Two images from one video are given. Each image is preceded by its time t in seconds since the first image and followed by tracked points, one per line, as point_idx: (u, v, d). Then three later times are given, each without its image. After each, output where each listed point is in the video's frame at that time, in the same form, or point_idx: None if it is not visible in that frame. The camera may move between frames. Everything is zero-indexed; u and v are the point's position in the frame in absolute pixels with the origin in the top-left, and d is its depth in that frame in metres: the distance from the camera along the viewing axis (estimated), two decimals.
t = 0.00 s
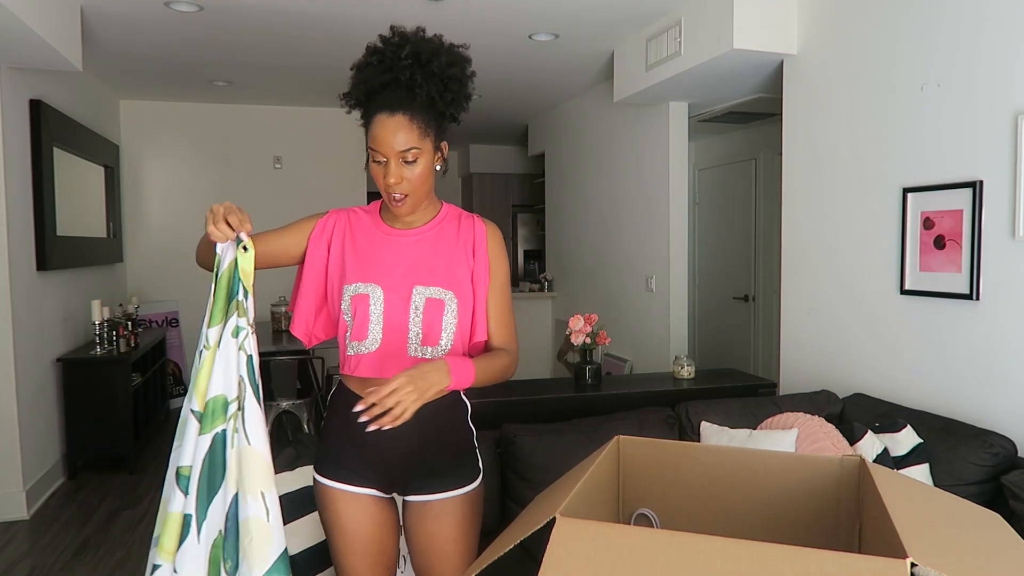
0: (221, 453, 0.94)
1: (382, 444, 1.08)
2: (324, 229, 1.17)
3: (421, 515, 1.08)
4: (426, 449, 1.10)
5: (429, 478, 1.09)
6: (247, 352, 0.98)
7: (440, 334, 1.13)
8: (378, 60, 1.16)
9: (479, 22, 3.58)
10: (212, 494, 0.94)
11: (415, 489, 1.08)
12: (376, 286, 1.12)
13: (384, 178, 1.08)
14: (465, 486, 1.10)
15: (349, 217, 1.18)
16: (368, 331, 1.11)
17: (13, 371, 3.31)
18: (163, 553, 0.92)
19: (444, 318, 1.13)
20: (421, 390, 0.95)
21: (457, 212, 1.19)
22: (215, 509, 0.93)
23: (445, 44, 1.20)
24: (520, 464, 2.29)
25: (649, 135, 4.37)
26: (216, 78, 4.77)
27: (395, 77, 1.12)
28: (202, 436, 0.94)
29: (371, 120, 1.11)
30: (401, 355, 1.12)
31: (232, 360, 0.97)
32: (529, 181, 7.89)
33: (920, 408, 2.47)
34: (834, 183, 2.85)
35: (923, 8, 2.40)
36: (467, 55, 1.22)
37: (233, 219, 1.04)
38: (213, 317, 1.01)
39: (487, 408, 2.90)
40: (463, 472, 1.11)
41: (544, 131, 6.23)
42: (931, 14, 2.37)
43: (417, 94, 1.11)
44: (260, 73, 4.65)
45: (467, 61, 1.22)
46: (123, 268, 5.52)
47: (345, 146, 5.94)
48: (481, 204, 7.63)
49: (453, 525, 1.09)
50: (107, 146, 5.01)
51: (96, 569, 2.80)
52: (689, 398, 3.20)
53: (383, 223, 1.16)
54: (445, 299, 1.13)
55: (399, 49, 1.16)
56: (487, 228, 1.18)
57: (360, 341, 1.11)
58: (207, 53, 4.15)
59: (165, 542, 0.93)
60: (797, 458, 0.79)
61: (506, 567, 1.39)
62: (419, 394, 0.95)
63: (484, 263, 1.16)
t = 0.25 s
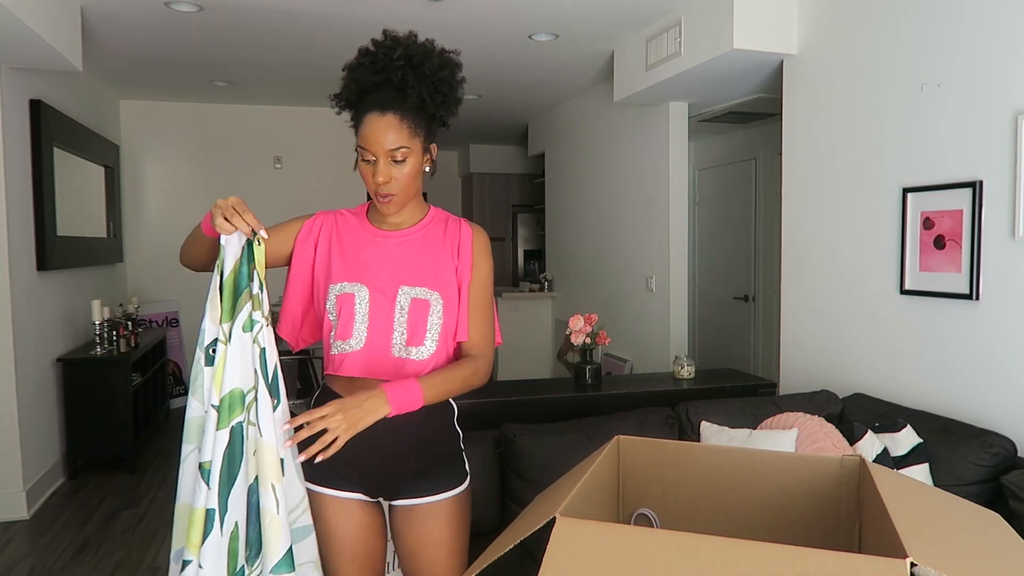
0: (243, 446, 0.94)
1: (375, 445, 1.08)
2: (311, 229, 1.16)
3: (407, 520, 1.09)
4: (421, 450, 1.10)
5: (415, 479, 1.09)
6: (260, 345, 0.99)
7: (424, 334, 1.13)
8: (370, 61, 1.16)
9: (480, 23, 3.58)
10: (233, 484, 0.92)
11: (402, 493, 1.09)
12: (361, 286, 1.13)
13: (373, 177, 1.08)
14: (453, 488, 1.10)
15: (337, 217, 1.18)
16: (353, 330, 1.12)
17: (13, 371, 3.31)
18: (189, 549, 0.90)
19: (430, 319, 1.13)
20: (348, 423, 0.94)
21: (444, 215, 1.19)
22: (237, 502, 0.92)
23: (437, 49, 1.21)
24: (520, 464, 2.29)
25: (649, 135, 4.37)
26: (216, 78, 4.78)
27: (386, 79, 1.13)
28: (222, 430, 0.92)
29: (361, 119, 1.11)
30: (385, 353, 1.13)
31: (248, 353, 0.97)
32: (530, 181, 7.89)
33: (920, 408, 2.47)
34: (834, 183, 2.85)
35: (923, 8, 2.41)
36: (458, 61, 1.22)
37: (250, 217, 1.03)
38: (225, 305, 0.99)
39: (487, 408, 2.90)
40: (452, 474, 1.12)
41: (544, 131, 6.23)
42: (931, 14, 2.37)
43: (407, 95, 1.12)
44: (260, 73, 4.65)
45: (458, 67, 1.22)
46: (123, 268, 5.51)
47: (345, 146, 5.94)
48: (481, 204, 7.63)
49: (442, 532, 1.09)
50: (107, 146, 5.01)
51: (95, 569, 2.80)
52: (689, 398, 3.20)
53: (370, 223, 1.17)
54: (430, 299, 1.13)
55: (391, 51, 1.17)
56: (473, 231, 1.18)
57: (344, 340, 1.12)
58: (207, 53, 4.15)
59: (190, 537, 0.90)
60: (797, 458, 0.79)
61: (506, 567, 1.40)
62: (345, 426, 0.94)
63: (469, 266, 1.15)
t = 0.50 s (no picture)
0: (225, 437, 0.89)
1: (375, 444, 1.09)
2: (293, 232, 1.17)
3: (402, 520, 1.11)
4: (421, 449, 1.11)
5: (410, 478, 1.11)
6: (241, 327, 0.94)
7: (412, 336, 1.13)
8: (356, 61, 1.16)
9: (480, 23, 3.58)
10: (215, 479, 0.88)
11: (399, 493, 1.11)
12: (347, 288, 1.13)
13: (357, 179, 1.07)
14: (444, 484, 1.13)
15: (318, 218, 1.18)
16: (339, 332, 1.12)
17: (13, 371, 3.31)
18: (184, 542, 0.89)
19: (417, 320, 1.14)
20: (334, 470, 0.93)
21: (428, 215, 1.20)
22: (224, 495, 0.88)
23: (423, 49, 1.21)
24: (520, 465, 2.29)
25: (649, 135, 4.37)
26: (216, 78, 4.77)
27: (373, 79, 1.13)
28: (198, 422, 0.89)
29: (346, 119, 1.10)
30: (372, 355, 1.13)
31: (220, 340, 0.92)
32: (530, 181, 7.89)
33: (920, 408, 2.46)
34: (834, 183, 2.84)
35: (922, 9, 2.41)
36: (445, 62, 1.23)
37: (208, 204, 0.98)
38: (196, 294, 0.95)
39: (487, 408, 2.90)
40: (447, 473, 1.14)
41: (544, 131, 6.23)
42: (931, 14, 2.37)
43: (393, 96, 1.12)
44: (260, 73, 4.65)
45: (445, 68, 1.23)
46: (123, 268, 5.51)
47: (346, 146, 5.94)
48: (481, 204, 7.63)
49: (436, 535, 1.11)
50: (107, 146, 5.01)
51: (95, 570, 2.80)
52: (689, 398, 3.20)
53: (353, 224, 1.17)
54: (417, 301, 1.14)
55: (378, 51, 1.17)
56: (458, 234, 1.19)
57: (331, 342, 1.12)
58: (207, 53, 4.15)
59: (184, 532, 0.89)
60: (797, 458, 0.79)
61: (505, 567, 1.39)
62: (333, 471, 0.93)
63: (455, 265, 1.17)
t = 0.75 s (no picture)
0: (170, 433, 0.93)
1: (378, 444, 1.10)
2: (289, 234, 1.18)
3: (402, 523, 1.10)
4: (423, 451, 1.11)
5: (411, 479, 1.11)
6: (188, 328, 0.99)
7: (410, 335, 1.13)
8: (349, 58, 1.17)
9: (480, 23, 3.58)
10: (163, 479, 0.91)
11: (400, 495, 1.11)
12: (344, 288, 1.13)
13: (353, 178, 1.07)
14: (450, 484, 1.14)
15: (315, 219, 1.19)
16: (337, 334, 1.12)
17: (13, 371, 3.31)
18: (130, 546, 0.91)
19: (416, 320, 1.14)
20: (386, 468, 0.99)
21: (427, 212, 1.19)
22: (171, 491, 0.92)
23: (418, 44, 1.21)
24: (520, 464, 2.29)
25: (649, 135, 4.37)
26: (216, 78, 4.77)
27: (367, 75, 1.13)
28: (142, 424, 0.92)
29: (341, 117, 1.10)
30: (371, 357, 1.12)
31: (163, 340, 0.97)
32: (530, 181, 7.89)
33: (920, 408, 2.46)
34: (834, 182, 2.84)
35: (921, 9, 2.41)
36: (440, 56, 1.23)
37: (145, 198, 1.03)
38: (138, 293, 0.99)
39: (487, 408, 2.90)
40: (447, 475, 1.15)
41: (544, 131, 6.22)
42: (931, 14, 2.37)
43: (388, 92, 1.12)
44: (261, 73, 4.65)
45: (440, 62, 1.23)
46: (123, 268, 5.51)
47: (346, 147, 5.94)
48: (481, 204, 7.63)
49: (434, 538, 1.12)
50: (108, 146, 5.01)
51: (95, 569, 2.80)
52: (689, 398, 3.20)
53: (350, 224, 1.17)
54: (415, 300, 1.14)
55: (372, 47, 1.17)
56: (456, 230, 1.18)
57: (329, 345, 1.12)
58: (206, 53, 4.15)
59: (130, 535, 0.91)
60: (797, 458, 0.79)
61: (505, 567, 1.39)
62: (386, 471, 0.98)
63: (455, 262, 1.17)
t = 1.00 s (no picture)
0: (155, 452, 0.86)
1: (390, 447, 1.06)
2: (299, 233, 1.19)
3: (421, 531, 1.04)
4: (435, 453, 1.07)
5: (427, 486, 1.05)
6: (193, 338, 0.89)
7: (416, 334, 1.11)
8: (358, 52, 1.16)
9: (480, 23, 3.58)
10: (141, 498, 0.83)
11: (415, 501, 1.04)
12: (349, 287, 1.12)
13: (365, 173, 1.06)
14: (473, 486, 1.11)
15: (326, 219, 1.19)
16: (342, 333, 1.11)
17: (13, 371, 3.31)
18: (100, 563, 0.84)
19: (421, 318, 1.12)
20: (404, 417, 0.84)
21: (438, 210, 1.18)
22: (148, 512, 0.83)
23: (429, 38, 1.20)
24: (520, 464, 2.29)
25: (649, 135, 4.37)
26: (216, 78, 4.77)
27: (378, 70, 1.12)
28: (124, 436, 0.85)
29: (352, 112, 1.09)
30: (376, 356, 1.11)
31: (148, 350, 0.87)
32: (530, 181, 7.89)
33: (920, 408, 2.47)
34: (835, 182, 2.84)
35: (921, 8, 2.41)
36: (450, 51, 1.23)
37: (143, 206, 0.99)
38: (136, 304, 0.91)
39: (487, 408, 2.90)
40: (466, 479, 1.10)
41: (544, 131, 6.22)
42: (932, 14, 2.37)
43: (398, 86, 1.11)
44: (261, 73, 4.65)
45: (451, 57, 1.22)
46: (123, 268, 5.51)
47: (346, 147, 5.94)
48: (481, 205, 7.63)
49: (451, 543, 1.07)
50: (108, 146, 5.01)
51: (95, 569, 2.80)
52: (689, 398, 3.20)
53: (359, 223, 1.17)
54: (421, 298, 1.12)
55: (381, 41, 1.16)
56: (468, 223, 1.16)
57: (335, 344, 1.12)
58: (206, 53, 4.15)
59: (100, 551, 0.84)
60: (797, 458, 0.79)
61: (506, 568, 1.39)
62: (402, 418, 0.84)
63: (463, 259, 1.14)
